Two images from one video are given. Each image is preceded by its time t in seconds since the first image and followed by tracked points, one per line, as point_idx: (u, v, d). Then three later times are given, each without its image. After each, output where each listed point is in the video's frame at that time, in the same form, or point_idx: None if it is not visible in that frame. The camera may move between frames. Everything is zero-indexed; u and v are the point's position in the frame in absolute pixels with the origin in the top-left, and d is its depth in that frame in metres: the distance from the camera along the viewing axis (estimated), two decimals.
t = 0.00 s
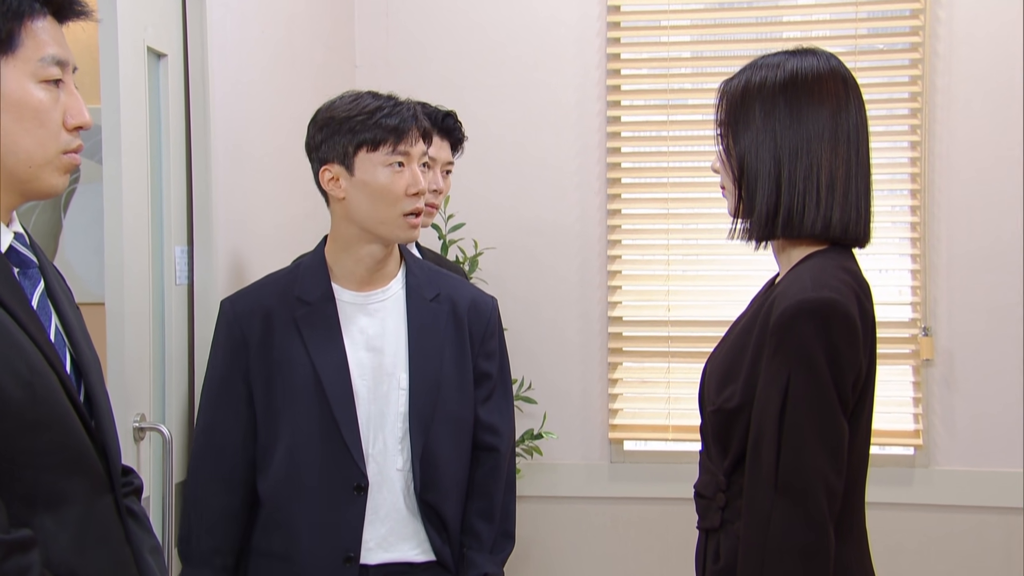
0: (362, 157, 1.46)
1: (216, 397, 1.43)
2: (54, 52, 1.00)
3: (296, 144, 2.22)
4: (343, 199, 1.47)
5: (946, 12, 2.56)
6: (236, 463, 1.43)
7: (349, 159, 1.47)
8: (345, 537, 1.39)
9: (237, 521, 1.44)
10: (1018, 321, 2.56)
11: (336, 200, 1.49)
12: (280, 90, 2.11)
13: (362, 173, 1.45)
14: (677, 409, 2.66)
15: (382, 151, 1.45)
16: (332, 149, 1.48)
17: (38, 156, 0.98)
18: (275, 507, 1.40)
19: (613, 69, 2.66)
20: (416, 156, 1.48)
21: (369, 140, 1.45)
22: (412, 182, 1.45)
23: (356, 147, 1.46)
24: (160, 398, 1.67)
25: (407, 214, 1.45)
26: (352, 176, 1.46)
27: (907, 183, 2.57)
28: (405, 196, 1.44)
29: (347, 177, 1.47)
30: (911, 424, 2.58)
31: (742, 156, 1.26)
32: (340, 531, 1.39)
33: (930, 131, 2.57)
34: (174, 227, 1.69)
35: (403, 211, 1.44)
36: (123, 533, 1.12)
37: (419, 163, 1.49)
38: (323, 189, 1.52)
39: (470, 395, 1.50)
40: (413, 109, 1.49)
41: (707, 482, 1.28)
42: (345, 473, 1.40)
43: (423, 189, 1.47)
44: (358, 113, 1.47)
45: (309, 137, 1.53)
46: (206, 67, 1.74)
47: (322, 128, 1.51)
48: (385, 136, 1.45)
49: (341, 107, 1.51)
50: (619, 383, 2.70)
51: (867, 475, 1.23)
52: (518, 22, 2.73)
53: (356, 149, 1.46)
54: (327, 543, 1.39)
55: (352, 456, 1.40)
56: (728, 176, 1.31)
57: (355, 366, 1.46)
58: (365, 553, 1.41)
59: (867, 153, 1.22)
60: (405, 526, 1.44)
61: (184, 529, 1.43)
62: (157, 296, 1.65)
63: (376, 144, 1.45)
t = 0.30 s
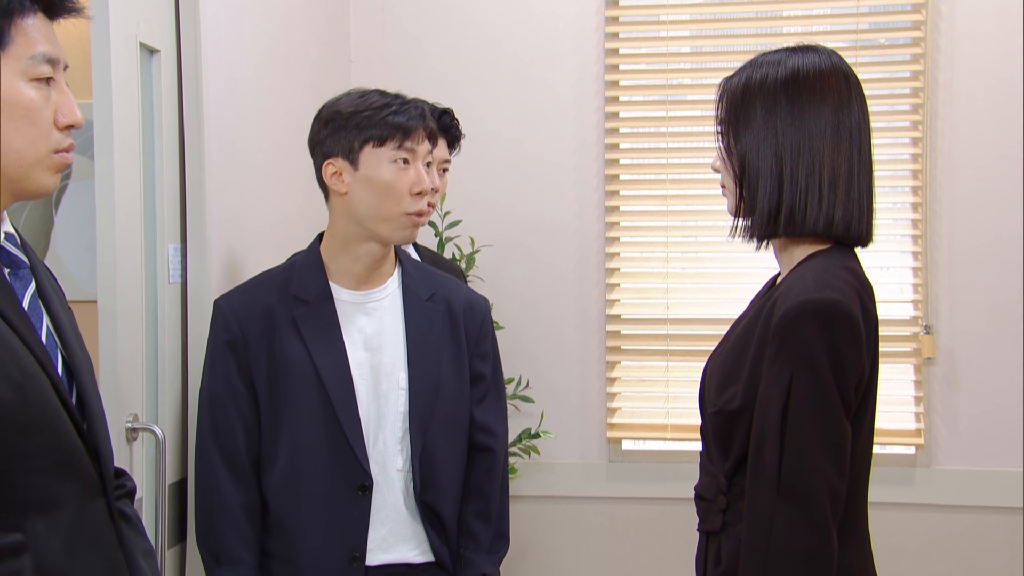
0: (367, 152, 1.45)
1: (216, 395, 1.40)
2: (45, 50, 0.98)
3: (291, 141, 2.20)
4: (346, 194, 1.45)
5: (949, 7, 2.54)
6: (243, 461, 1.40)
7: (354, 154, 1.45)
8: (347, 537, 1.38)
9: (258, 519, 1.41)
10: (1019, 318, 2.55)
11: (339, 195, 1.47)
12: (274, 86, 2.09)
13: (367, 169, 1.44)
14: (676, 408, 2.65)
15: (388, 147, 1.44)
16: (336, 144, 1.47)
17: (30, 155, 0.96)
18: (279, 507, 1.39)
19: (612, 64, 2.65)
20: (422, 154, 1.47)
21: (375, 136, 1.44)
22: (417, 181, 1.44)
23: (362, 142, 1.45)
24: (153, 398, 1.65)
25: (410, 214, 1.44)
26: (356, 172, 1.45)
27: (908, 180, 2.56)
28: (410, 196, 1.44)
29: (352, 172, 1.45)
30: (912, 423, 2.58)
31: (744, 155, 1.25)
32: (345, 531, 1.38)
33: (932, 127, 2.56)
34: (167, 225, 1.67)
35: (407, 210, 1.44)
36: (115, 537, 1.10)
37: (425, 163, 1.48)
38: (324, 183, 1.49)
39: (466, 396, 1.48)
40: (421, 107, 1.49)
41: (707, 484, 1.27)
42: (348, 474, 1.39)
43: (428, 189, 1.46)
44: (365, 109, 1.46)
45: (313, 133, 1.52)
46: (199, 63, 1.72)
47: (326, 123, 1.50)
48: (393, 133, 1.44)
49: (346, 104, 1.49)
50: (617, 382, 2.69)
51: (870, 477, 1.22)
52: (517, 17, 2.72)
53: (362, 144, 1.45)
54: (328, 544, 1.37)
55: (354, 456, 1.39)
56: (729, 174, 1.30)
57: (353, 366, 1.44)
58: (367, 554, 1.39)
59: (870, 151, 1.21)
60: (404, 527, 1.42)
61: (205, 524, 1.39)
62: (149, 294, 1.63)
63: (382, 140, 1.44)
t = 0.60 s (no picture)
0: (368, 148, 1.43)
1: (211, 394, 1.39)
2: (34, 50, 0.96)
3: (286, 140, 2.19)
4: (347, 191, 1.43)
5: (949, 3, 2.53)
6: (238, 462, 1.38)
7: (356, 150, 1.43)
8: (343, 541, 1.36)
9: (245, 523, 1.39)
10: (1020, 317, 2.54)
11: (338, 192, 1.45)
12: (268, 84, 2.08)
13: (369, 164, 1.42)
14: (674, 408, 2.64)
15: (391, 141, 1.43)
16: (337, 140, 1.45)
17: (20, 156, 0.94)
18: (273, 511, 1.37)
19: (609, 61, 2.63)
20: (422, 150, 1.46)
21: (377, 131, 1.43)
22: (420, 176, 1.43)
23: (363, 138, 1.43)
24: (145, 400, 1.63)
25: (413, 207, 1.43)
26: (359, 168, 1.43)
27: (909, 178, 2.55)
28: (412, 189, 1.43)
29: (353, 168, 1.43)
30: (912, 424, 2.57)
31: (744, 156, 1.23)
32: (341, 537, 1.36)
33: (933, 124, 2.54)
34: (159, 224, 1.65)
35: (410, 204, 1.42)
36: (107, 543, 1.09)
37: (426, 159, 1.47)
38: (323, 181, 1.47)
39: (462, 399, 1.47)
40: (420, 103, 1.48)
41: (707, 488, 1.25)
42: (345, 477, 1.37)
43: (430, 184, 1.45)
44: (366, 105, 1.44)
45: (310, 132, 1.50)
46: (192, 60, 1.70)
47: (326, 121, 1.47)
48: (394, 128, 1.43)
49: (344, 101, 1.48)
50: (615, 382, 2.68)
51: (871, 479, 1.21)
52: (514, 14, 2.70)
53: (363, 139, 1.43)
54: (323, 549, 1.36)
55: (350, 459, 1.37)
56: (730, 175, 1.28)
57: (350, 368, 1.43)
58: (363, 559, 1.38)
59: (872, 152, 1.20)
60: (401, 531, 1.41)
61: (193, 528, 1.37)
62: (142, 294, 1.61)
63: (385, 135, 1.43)
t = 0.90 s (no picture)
0: (362, 144, 1.42)
1: (197, 398, 1.37)
2: (21, 49, 0.95)
3: (279, 138, 2.17)
4: (341, 190, 1.42)
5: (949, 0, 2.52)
6: (220, 466, 1.37)
7: (348, 147, 1.42)
8: (332, 547, 1.35)
9: (222, 526, 1.38)
10: (1020, 317, 2.54)
11: (333, 192, 1.43)
12: (261, 81, 2.06)
13: (362, 161, 1.41)
14: (671, 409, 2.63)
15: (383, 137, 1.41)
16: (330, 139, 1.43)
17: (6, 157, 0.93)
18: (258, 515, 1.35)
19: (606, 58, 2.62)
20: (416, 143, 1.45)
21: (370, 127, 1.41)
22: (415, 170, 1.42)
23: (356, 135, 1.42)
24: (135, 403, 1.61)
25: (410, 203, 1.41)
26: (352, 165, 1.41)
27: (908, 176, 2.54)
28: (408, 183, 1.41)
29: (347, 167, 1.42)
30: (912, 425, 2.56)
31: (742, 156, 1.22)
32: (329, 543, 1.35)
33: (933, 123, 2.54)
34: (150, 225, 1.63)
35: (407, 199, 1.40)
36: (95, 549, 1.07)
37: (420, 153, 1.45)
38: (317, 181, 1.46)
39: (458, 403, 1.45)
40: (411, 97, 1.47)
41: (706, 491, 1.24)
42: (336, 481, 1.36)
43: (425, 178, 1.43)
44: (356, 101, 1.43)
45: (304, 132, 1.48)
46: (183, 57, 1.68)
47: (316, 121, 1.46)
48: (386, 123, 1.42)
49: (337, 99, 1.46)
50: (611, 383, 2.66)
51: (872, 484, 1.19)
52: (511, 12, 2.68)
53: (356, 137, 1.42)
54: (313, 555, 1.34)
55: (341, 463, 1.36)
56: (728, 176, 1.27)
57: (343, 371, 1.41)
58: (352, 565, 1.36)
59: (871, 151, 1.19)
60: (392, 536, 1.39)
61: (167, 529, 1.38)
62: (132, 295, 1.59)
63: (377, 130, 1.41)
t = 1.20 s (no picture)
0: (353, 147, 1.40)
1: (188, 404, 1.35)
2: (9, 49, 0.93)
3: (270, 135, 2.15)
4: (331, 192, 1.40)
5: None
6: (211, 473, 1.35)
7: (340, 150, 1.40)
8: (324, 552, 1.33)
9: (219, 533, 1.36)
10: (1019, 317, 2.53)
11: (323, 193, 1.42)
12: (253, 78, 2.04)
13: (354, 165, 1.39)
14: (668, 410, 2.61)
15: (376, 141, 1.39)
16: (321, 140, 1.42)
17: None
18: (249, 519, 1.34)
19: (602, 56, 2.60)
20: (409, 148, 1.43)
21: (362, 131, 1.40)
22: (406, 177, 1.40)
23: (347, 138, 1.40)
24: (126, 406, 1.59)
25: (398, 209, 1.39)
26: (343, 168, 1.40)
27: (907, 175, 2.53)
28: (398, 190, 1.39)
29: (337, 169, 1.40)
30: (911, 427, 2.55)
31: (741, 158, 1.21)
32: (321, 549, 1.33)
33: (932, 121, 2.53)
34: (140, 224, 1.61)
35: (394, 205, 1.39)
36: (83, 555, 1.05)
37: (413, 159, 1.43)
38: (308, 181, 1.44)
39: (451, 405, 1.44)
40: (407, 101, 1.45)
41: (704, 496, 1.23)
42: (327, 486, 1.34)
43: (416, 184, 1.41)
44: (351, 103, 1.41)
45: (295, 130, 1.47)
46: (174, 55, 1.66)
47: (310, 120, 1.44)
48: (379, 127, 1.40)
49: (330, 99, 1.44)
50: (608, 383, 2.65)
51: (871, 489, 1.18)
52: (507, 9, 2.67)
53: (348, 139, 1.40)
54: (304, 560, 1.33)
55: (332, 468, 1.34)
56: (725, 177, 1.25)
57: (334, 374, 1.40)
58: (344, 570, 1.35)
59: (870, 152, 1.17)
60: (385, 542, 1.37)
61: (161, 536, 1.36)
62: (121, 297, 1.58)
63: (369, 134, 1.39)
